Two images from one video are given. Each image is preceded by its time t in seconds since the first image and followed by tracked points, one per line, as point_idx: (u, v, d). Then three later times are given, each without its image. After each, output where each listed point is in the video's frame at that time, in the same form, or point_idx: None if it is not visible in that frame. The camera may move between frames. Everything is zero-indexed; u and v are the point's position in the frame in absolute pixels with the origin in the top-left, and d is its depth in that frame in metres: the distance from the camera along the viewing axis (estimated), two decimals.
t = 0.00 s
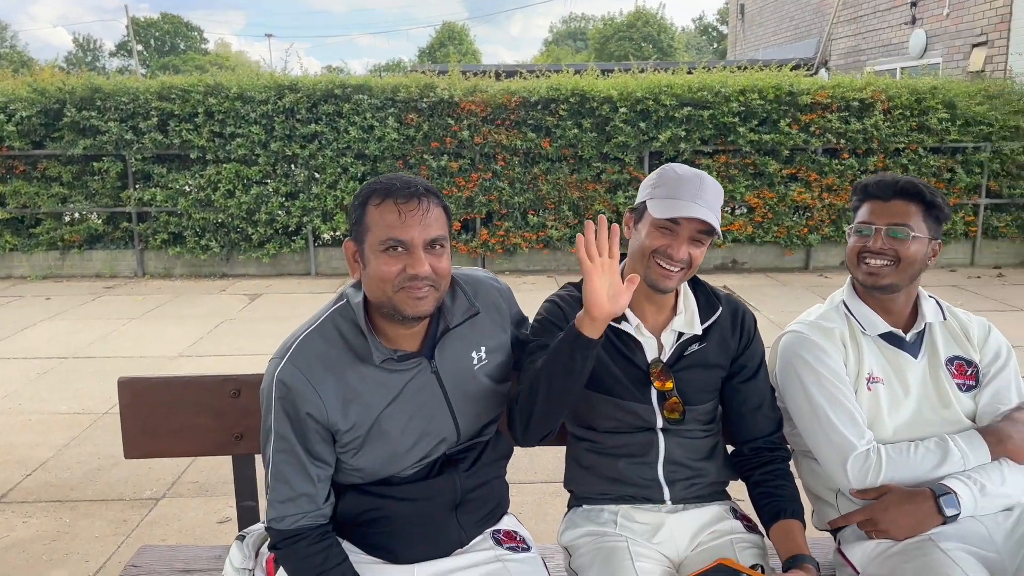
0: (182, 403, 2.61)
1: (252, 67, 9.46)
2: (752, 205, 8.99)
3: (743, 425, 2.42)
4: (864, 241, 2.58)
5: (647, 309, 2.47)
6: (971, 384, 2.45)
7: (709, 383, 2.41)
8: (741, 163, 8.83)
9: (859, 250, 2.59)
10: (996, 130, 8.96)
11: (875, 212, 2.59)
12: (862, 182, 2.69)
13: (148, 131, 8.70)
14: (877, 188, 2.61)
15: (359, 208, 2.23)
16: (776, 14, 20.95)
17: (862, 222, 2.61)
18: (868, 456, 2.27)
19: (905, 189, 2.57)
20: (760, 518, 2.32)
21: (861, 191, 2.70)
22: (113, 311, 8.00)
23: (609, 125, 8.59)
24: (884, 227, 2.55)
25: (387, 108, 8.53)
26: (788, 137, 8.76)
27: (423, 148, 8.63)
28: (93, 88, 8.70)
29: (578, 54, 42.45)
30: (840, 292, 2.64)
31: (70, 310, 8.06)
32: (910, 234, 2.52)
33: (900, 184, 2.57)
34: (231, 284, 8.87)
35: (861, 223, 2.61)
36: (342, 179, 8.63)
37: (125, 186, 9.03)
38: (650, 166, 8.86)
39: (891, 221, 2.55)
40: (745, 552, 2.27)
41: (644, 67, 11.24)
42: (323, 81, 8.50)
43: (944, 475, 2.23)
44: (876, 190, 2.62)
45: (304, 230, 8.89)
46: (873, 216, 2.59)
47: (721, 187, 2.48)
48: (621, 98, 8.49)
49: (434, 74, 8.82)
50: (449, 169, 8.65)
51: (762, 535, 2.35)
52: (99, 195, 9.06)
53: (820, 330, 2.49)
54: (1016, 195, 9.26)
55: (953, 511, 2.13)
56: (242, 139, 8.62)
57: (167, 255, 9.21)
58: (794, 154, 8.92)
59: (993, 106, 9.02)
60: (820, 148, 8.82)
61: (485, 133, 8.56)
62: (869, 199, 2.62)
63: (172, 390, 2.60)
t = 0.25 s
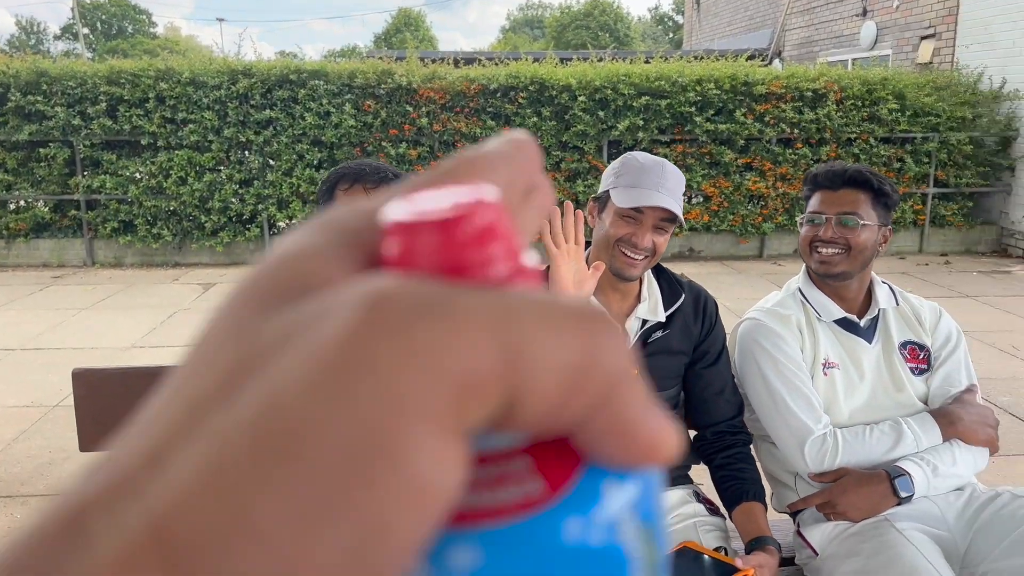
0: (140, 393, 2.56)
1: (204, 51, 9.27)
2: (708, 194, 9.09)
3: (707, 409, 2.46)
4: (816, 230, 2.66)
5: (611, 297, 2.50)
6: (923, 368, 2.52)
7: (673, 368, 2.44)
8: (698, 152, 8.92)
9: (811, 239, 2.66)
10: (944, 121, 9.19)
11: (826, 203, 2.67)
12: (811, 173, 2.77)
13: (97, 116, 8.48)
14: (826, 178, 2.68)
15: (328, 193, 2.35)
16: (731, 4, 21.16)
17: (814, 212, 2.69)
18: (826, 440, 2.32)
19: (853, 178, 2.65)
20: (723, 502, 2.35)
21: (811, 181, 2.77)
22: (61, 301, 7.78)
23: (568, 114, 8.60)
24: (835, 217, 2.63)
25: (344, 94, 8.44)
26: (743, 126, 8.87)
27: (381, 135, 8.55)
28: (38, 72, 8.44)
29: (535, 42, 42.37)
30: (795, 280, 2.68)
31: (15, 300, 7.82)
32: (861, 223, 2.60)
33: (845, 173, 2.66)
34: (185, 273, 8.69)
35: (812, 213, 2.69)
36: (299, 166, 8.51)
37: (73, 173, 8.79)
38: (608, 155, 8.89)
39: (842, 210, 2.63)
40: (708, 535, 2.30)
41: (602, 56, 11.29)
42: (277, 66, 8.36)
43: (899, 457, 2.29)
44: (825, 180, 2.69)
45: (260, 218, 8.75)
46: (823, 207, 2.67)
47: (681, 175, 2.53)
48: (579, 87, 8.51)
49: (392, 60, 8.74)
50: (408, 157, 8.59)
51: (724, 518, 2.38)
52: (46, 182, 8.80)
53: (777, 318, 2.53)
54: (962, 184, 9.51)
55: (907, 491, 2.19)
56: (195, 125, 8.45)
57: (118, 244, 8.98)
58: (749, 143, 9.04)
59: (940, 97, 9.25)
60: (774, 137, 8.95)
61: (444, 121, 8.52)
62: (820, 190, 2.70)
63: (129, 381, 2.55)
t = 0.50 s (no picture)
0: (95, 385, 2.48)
1: (158, 37, 9.05)
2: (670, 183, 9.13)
3: (672, 396, 2.47)
4: (780, 218, 2.66)
5: (579, 285, 2.48)
6: (884, 354, 2.55)
7: (638, 356, 2.44)
8: (660, 141, 8.95)
9: (774, 227, 2.66)
10: (899, 111, 9.35)
11: (789, 191, 2.68)
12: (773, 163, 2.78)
13: (47, 102, 8.24)
14: (790, 166, 2.70)
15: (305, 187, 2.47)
16: None
17: (777, 200, 2.70)
18: (788, 425, 2.34)
19: (816, 166, 2.66)
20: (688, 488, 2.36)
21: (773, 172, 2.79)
22: (11, 292, 7.56)
23: (530, 102, 8.58)
24: (798, 205, 2.65)
25: (303, 80, 8.32)
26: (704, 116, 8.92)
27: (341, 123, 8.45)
28: None
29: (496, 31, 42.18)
30: (759, 267, 2.69)
31: None
32: (824, 211, 2.62)
33: (808, 161, 2.68)
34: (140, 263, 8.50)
35: (775, 202, 2.70)
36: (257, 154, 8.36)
37: (22, 160, 8.53)
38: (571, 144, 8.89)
39: (805, 198, 2.64)
40: (674, 521, 2.31)
41: (564, 45, 11.28)
42: (234, 52, 8.19)
43: (860, 441, 2.32)
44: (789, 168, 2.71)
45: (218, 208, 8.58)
46: (787, 195, 2.68)
47: (647, 163, 2.53)
48: (542, 75, 8.48)
49: (351, 47, 8.62)
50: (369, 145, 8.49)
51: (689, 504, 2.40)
52: None
53: (741, 305, 2.54)
54: (917, 174, 9.70)
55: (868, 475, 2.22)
56: (149, 112, 8.26)
57: (70, 234, 8.74)
58: (710, 133, 9.10)
59: (895, 88, 9.42)
60: (734, 127, 9.02)
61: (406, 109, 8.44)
62: (784, 179, 2.71)
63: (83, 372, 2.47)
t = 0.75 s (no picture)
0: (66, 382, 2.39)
1: (134, 29, 8.89)
2: (654, 176, 9.07)
3: (660, 392, 2.40)
4: (769, 207, 2.61)
5: (564, 279, 2.41)
6: (875, 346, 2.50)
7: (625, 351, 2.38)
8: (643, 134, 8.89)
9: (765, 216, 2.60)
10: (882, 102, 9.34)
11: (780, 180, 2.62)
12: (762, 150, 2.72)
13: (19, 96, 8.06)
14: (780, 155, 2.64)
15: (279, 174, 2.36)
16: None
17: (767, 188, 2.64)
18: (779, 421, 2.28)
19: (808, 154, 2.60)
20: (677, 485, 2.30)
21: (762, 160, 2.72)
22: None
23: (513, 95, 8.49)
24: (789, 194, 2.59)
25: (281, 73, 8.18)
26: (687, 108, 8.86)
27: (322, 116, 8.33)
28: None
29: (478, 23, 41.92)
30: (747, 259, 2.64)
31: None
32: (813, 199, 2.56)
33: (800, 150, 2.62)
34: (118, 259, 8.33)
35: (766, 190, 2.64)
36: (236, 148, 8.23)
37: None
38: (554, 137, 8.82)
39: (794, 187, 2.59)
40: (663, 519, 2.25)
41: (546, 37, 11.19)
42: (211, 44, 8.04)
43: (852, 436, 2.27)
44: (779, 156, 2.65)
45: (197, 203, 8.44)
46: (777, 184, 2.62)
47: (631, 152, 2.46)
48: (524, 67, 8.39)
49: (331, 39, 8.50)
50: (350, 139, 8.38)
51: (678, 502, 2.33)
52: None
53: (730, 297, 2.48)
54: (899, 165, 9.70)
55: (862, 470, 2.17)
56: (125, 106, 8.10)
57: (45, 230, 8.57)
58: (693, 125, 9.05)
59: (878, 79, 9.41)
60: (717, 119, 8.97)
61: (386, 102, 8.33)
62: (772, 166, 2.65)
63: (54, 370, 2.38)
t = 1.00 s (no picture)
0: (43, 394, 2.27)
1: (124, 31, 8.75)
2: (651, 174, 8.96)
3: (658, 401, 2.28)
4: (770, 207, 2.50)
5: (557, 282, 2.31)
6: (881, 351, 2.40)
7: (620, 359, 2.27)
8: (639, 132, 8.78)
9: (766, 216, 2.50)
10: (880, 97, 9.23)
11: (782, 178, 2.51)
12: (763, 146, 2.60)
13: (9, 100, 7.93)
14: (782, 152, 2.52)
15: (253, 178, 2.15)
16: None
17: (768, 187, 2.53)
18: (783, 431, 2.18)
19: (811, 151, 2.49)
20: (677, 500, 2.19)
21: (762, 158, 2.61)
22: None
23: (508, 94, 8.37)
24: (791, 194, 2.48)
25: (274, 74, 8.05)
26: (683, 106, 8.75)
27: (315, 117, 8.20)
28: None
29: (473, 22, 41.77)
30: (747, 261, 2.54)
31: None
32: (816, 198, 2.45)
33: (803, 147, 2.50)
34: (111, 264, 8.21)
35: (767, 189, 2.53)
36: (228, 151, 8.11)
37: None
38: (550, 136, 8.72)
39: (796, 186, 2.48)
40: (662, 537, 2.14)
41: (540, 35, 11.08)
42: (202, 45, 7.91)
43: (860, 446, 2.17)
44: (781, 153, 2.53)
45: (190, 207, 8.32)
46: (779, 183, 2.51)
47: (622, 147, 2.35)
48: (519, 66, 8.28)
49: (323, 39, 8.37)
50: (344, 140, 8.26)
51: (678, 518, 2.23)
52: None
53: (730, 301, 2.38)
54: (898, 161, 9.60)
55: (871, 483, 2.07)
56: (116, 109, 7.97)
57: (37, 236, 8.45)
58: (690, 123, 8.94)
59: (876, 74, 9.30)
60: (714, 116, 8.86)
61: (380, 102, 8.21)
62: (773, 165, 2.54)
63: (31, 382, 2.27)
